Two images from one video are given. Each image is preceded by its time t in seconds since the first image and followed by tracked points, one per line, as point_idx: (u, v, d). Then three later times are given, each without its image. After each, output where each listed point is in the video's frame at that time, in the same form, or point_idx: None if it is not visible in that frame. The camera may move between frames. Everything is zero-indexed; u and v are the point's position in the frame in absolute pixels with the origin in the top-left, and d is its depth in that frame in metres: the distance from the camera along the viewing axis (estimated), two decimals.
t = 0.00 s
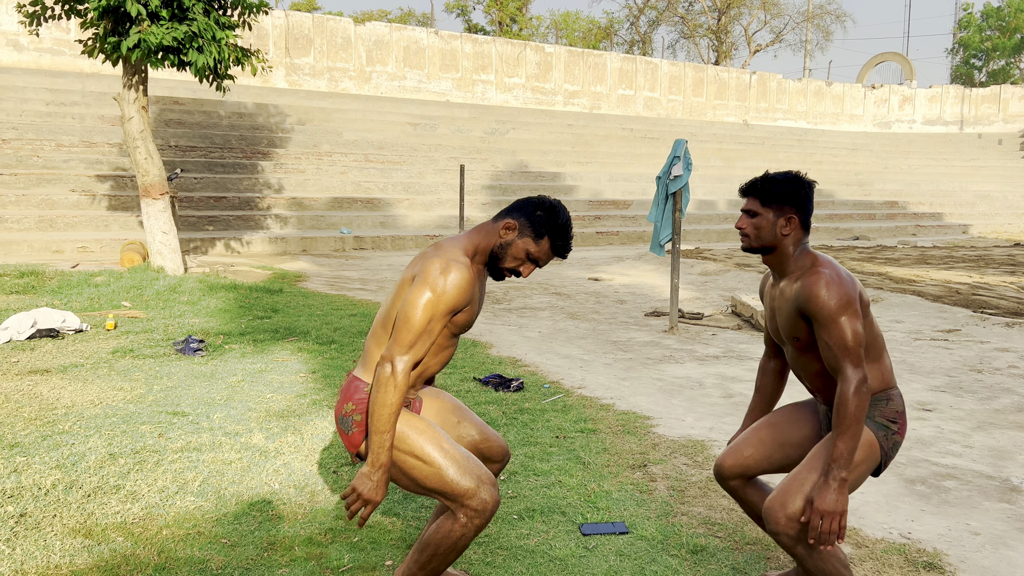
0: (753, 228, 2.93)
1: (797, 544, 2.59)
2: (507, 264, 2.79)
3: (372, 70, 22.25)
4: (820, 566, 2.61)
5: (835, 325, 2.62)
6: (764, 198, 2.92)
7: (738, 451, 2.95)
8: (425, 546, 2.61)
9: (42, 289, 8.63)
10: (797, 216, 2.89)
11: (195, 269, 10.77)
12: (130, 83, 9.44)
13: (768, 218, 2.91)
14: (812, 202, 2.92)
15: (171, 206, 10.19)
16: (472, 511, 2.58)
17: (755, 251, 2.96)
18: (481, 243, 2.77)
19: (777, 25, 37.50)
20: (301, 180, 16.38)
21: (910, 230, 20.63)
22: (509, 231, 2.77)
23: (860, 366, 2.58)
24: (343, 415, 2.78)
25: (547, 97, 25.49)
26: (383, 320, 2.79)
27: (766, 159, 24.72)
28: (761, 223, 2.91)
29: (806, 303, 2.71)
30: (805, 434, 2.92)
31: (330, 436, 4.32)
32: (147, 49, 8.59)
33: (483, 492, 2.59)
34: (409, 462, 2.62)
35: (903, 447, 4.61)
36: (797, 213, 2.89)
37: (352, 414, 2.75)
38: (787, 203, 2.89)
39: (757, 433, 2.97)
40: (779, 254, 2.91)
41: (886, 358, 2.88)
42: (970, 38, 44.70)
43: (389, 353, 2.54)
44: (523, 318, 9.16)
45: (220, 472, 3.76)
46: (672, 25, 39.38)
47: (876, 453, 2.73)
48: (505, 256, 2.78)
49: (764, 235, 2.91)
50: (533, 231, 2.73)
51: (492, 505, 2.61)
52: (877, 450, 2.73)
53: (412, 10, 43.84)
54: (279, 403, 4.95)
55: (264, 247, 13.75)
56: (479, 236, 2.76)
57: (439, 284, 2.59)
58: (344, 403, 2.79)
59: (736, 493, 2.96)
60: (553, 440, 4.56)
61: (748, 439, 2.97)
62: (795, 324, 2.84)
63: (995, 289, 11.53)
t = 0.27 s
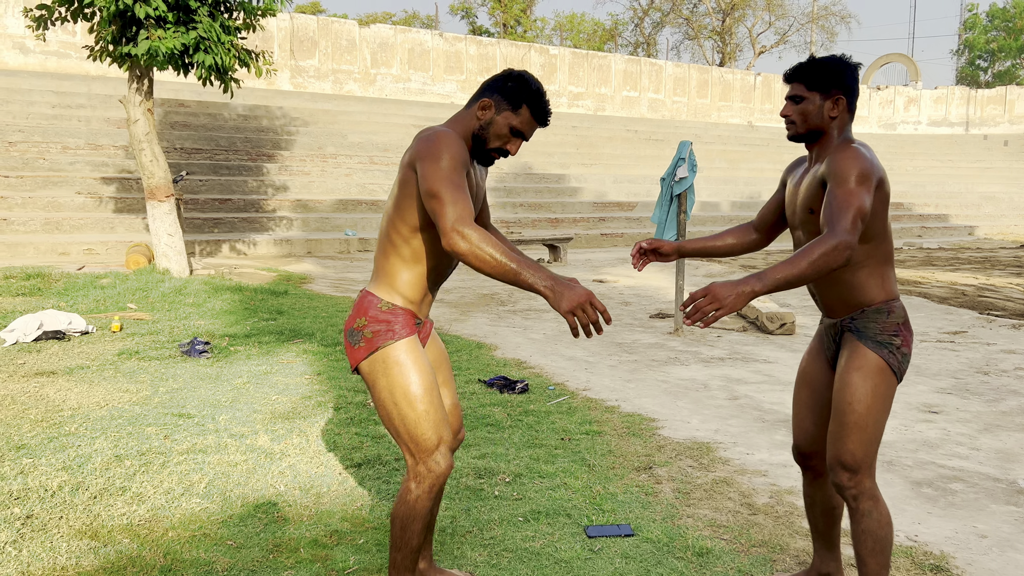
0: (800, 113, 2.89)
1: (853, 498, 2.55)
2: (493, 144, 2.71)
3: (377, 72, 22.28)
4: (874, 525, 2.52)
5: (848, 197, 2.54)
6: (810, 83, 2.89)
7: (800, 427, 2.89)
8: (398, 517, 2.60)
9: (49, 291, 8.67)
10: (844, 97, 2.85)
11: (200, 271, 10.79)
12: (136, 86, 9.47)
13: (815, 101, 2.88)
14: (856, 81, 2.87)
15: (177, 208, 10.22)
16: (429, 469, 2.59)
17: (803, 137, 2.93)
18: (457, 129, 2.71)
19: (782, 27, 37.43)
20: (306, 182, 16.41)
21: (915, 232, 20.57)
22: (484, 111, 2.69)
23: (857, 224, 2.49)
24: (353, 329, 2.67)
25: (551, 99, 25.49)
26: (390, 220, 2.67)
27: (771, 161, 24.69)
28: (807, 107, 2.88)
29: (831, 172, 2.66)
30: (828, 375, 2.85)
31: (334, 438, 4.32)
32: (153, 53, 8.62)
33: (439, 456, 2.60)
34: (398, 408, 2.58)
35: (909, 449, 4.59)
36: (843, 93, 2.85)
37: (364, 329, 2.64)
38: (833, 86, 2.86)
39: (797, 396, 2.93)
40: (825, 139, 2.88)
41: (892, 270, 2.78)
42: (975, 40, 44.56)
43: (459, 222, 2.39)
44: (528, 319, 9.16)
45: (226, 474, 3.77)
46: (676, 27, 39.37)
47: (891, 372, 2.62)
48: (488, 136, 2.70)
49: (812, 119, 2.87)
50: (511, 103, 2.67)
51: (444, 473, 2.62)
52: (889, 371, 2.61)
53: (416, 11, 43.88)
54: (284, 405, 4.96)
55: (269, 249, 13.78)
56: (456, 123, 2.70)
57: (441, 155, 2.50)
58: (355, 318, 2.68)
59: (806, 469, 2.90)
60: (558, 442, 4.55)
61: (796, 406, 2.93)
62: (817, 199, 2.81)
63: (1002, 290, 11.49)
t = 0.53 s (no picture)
0: (785, 122, 2.91)
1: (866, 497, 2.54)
2: (497, 132, 2.69)
3: (381, 73, 22.31)
4: (885, 526, 2.52)
5: (859, 212, 2.54)
6: (793, 91, 2.90)
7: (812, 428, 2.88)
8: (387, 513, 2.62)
9: (54, 292, 8.69)
10: (828, 103, 2.87)
11: (205, 272, 10.81)
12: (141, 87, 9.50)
13: (800, 109, 2.89)
14: (840, 87, 2.89)
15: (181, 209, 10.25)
16: (410, 464, 2.61)
17: (790, 146, 2.95)
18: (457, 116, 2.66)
19: (786, 27, 37.37)
20: (310, 183, 16.44)
21: (920, 233, 20.52)
22: (487, 98, 2.66)
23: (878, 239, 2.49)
24: (355, 320, 2.67)
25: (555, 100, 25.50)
26: (391, 212, 2.65)
27: (775, 162, 24.65)
28: (793, 115, 2.89)
29: (833, 182, 2.65)
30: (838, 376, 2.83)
31: (338, 439, 4.32)
32: (159, 55, 8.65)
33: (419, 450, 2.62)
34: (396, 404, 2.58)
35: (914, 450, 4.58)
36: (827, 98, 2.86)
37: (366, 321, 2.63)
38: (817, 92, 2.87)
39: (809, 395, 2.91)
40: (814, 146, 2.88)
41: (897, 269, 2.77)
42: (980, 40, 44.42)
43: (449, 198, 2.34)
44: (531, 320, 9.16)
45: (230, 475, 3.77)
46: (680, 27, 39.34)
47: (898, 373, 2.59)
48: (492, 123, 2.68)
49: (797, 127, 2.89)
50: (513, 89, 2.65)
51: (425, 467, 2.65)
52: (897, 372, 2.59)
53: (420, 13, 43.92)
54: (288, 406, 4.96)
55: (274, 250, 13.80)
56: (459, 110, 2.64)
57: (439, 140, 2.47)
58: (358, 309, 2.67)
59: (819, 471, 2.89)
60: (562, 443, 4.55)
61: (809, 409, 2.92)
62: (816, 208, 2.78)
63: (1007, 291, 11.45)
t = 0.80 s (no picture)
0: (747, 245, 2.88)
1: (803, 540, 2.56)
2: (532, 253, 2.79)
3: (384, 73, 22.32)
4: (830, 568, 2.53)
5: (850, 330, 2.58)
6: (750, 216, 2.87)
7: (760, 450, 2.94)
8: (428, 541, 2.60)
9: (58, 292, 8.71)
10: (789, 227, 2.85)
11: (209, 272, 10.83)
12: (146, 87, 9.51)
13: (761, 231, 2.86)
14: (802, 212, 2.89)
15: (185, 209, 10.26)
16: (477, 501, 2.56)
17: (751, 268, 2.91)
18: (502, 233, 2.75)
19: (790, 27, 37.32)
20: (313, 183, 16.46)
21: (924, 233, 20.48)
22: (529, 221, 2.76)
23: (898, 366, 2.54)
24: (347, 395, 2.73)
25: (558, 100, 25.49)
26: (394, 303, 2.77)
27: (779, 161, 24.61)
28: (754, 238, 2.87)
29: (810, 303, 2.68)
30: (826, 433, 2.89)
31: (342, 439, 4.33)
32: (164, 55, 8.67)
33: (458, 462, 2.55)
34: (409, 450, 2.60)
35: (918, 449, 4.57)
36: (789, 222, 2.85)
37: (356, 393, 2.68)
38: (775, 216, 2.84)
39: (780, 431, 2.95)
40: (779, 267, 2.86)
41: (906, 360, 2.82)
42: (985, 40, 44.32)
43: (389, 322, 2.54)
44: (535, 320, 9.16)
45: (234, 474, 3.78)
46: (684, 27, 39.30)
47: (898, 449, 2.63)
48: (529, 246, 2.78)
49: (756, 251, 2.87)
50: (555, 217, 2.75)
51: (492, 497, 2.59)
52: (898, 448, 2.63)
53: (423, 14, 43.93)
54: (292, 405, 4.97)
55: (277, 250, 13.82)
56: (500, 227, 2.75)
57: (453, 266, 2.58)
58: (350, 383, 2.74)
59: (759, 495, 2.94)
60: (566, 442, 4.55)
61: (770, 438, 2.95)
62: (804, 333, 2.78)
63: (1012, 291, 11.43)
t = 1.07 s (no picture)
0: (786, 167, 2.92)
1: (834, 520, 2.54)
2: (522, 214, 2.76)
3: (387, 73, 22.32)
4: (861, 547, 2.53)
5: (865, 272, 2.57)
6: (796, 135, 2.90)
7: (781, 433, 2.87)
8: (428, 537, 2.59)
9: (62, 291, 8.73)
10: (831, 153, 2.88)
11: (212, 271, 10.85)
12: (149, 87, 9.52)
13: (802, 155, 2.90)
14: (846, 137, 2.90)
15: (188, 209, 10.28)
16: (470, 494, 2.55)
17: (788, 190, 2.96)
18: (489, 196, 2.72)
19: (793, 26, 37.25)
20: (316, 183, 16.47)
21: (928, 232, 20.42)
22: (515, 181, 2.71)
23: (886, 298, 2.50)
24: (357, 376, 2.72)
25: (561, 99, 25.47)
26: (398, 277, 2.73)
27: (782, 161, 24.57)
28: (795, 161, 2.90)
29: (837, 237, 2.68)
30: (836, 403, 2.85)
31: (345, 438, 4.33)
32: (167, 55, 8.68)
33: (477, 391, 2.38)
34: (415, 435, 2.60)
35: (921, 449, 4.56)
36: (831, 148, 2.88)
37: (368, 376, 2.68)
38: (821, 139, 2.88)
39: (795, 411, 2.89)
40: (813, 192, 2.91)
41: (909, 306, 2.82)
42: (989, 38, 44.19)
43: (441, 311, 2.43)
44: (538, 319, 9.16)
45: (238, 473, 3.79)
46: (687, 26, 39.25)
47: (906, 407, 2.65)
48: (518, 207, 2.74)
49: (798, 173, 2.91)
50: (541, 175, 2.69)
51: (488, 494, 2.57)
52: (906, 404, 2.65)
53: (426, 13, 43.94)
54: (296, 404, 4.97)
55: (280, 250, 13.83)
56: (487, 192, 2.71)
57: (459, 233, 2.52)
58: (359, 364, 2.73)
59: (780, 479, 2.88)
60: (569, 442, 4.55)
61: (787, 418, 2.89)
62: (822, 262, 2.82)
63: (1016, 290, 11.40)
